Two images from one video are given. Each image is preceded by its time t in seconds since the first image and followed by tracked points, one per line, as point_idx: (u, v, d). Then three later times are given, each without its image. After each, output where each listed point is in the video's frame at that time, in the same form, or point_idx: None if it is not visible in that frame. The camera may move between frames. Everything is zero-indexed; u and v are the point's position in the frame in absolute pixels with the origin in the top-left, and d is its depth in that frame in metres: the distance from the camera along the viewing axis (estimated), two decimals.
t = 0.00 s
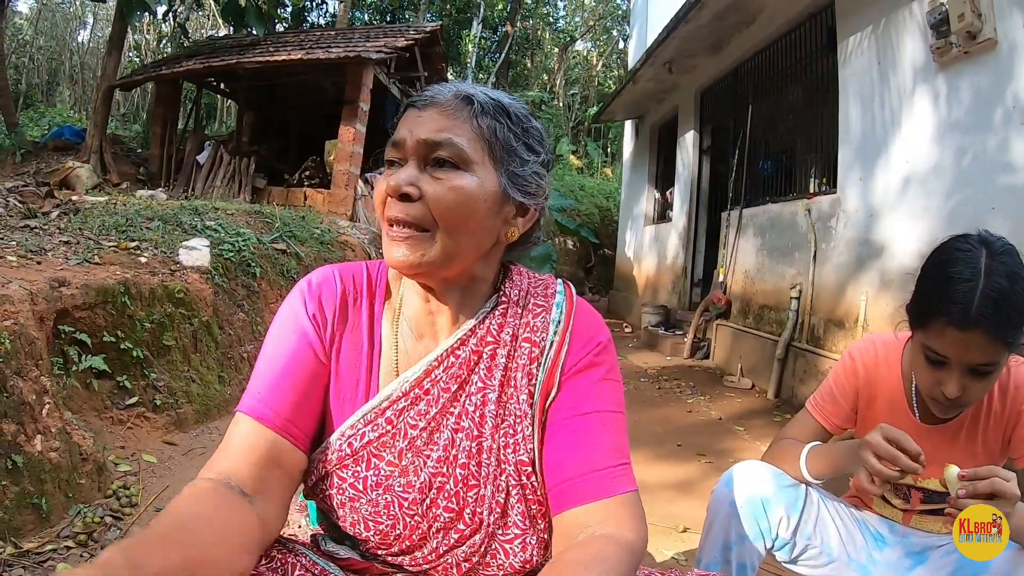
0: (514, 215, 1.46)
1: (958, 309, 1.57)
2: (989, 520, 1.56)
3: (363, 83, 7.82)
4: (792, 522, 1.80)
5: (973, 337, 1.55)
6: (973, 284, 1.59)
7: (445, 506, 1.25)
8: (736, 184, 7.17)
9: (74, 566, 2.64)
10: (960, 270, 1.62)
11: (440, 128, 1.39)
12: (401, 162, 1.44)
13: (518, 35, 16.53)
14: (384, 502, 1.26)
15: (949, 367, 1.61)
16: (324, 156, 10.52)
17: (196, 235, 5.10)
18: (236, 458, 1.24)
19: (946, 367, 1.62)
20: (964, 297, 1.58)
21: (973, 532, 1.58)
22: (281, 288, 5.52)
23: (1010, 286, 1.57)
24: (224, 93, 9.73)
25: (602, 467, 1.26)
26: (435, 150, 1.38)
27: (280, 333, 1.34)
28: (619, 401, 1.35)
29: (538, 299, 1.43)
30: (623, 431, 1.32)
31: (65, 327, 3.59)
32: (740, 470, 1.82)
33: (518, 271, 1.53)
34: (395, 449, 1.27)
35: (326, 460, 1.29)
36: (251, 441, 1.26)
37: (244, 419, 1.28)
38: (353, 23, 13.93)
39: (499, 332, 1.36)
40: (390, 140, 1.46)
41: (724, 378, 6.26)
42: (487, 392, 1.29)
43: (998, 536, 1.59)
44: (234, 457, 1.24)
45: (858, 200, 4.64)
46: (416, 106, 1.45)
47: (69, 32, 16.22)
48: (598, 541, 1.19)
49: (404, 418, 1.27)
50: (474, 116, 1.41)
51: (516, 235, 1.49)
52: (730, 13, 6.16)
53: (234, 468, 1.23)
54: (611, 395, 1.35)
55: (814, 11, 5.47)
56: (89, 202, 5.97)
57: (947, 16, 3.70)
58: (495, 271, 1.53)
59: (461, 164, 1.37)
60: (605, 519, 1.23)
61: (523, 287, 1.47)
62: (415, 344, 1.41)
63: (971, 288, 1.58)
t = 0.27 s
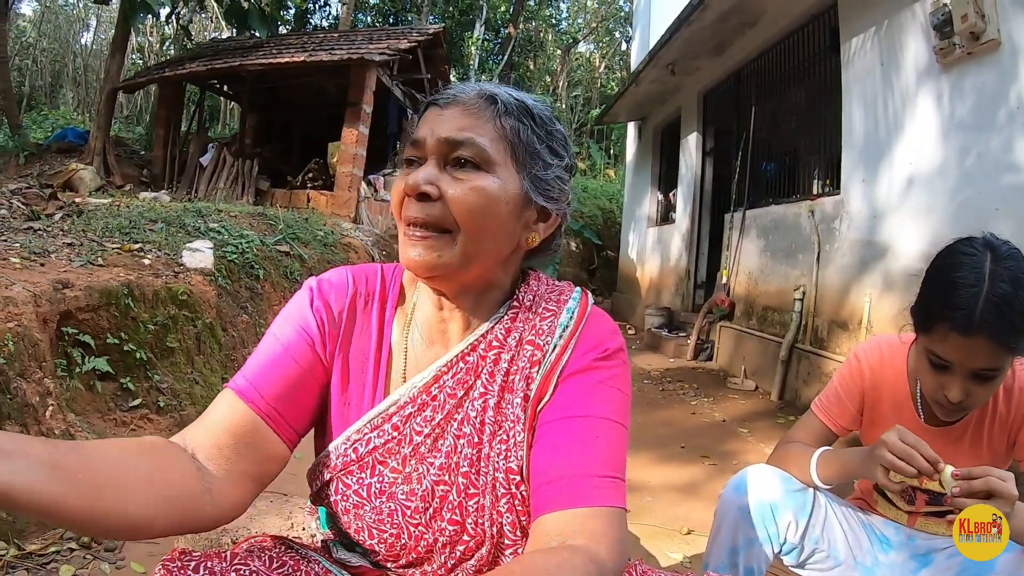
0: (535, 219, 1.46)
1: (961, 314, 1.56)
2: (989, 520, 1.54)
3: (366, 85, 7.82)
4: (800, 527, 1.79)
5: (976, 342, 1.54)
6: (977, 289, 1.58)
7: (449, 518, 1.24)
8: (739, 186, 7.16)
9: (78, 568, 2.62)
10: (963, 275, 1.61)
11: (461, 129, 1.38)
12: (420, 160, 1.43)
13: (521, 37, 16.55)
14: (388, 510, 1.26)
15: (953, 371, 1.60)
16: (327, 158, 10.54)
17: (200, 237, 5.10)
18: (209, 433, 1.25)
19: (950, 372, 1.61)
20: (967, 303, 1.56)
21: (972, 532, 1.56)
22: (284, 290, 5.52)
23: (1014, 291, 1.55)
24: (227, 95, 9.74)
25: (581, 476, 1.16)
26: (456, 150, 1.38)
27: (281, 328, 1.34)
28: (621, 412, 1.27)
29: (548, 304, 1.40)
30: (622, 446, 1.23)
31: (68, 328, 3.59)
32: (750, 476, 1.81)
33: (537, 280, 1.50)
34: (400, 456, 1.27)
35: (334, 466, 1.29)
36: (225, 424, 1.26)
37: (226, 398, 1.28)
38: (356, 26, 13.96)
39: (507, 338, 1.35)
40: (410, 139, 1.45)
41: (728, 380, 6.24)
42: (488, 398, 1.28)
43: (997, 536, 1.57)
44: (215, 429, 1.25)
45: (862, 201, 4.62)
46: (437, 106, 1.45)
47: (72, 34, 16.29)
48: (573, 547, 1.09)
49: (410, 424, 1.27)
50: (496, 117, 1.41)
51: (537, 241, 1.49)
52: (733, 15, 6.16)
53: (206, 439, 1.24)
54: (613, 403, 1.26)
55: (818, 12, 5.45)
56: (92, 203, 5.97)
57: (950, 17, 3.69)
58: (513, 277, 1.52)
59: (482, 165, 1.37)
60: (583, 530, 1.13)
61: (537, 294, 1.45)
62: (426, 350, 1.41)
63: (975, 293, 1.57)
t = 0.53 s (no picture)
0: (535, 224, 1.47)
1: (965, 320, 1.56)
2: (989, 520, 1.54)
3: (368, 86, 7.82)
4: (806, 528, 1.78)
5: (980, 349, 1.54)
6: (981, 295, 1.57)
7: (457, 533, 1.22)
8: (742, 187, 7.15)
9: (81, 570, 2.63)
10: (967, 280, 1.60)
11: (473, 125, 1.38)
12: (425, 157, 1.41)
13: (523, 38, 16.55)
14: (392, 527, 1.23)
15: (957, 376, 1.60)
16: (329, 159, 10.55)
17: (203, 239, 5.11)
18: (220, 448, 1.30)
19: (954, 376, 1.60)
20: (971, 308, 1.56)
21: (973, 533, 1.57)
22: (287, 291, 5.52)
23: (1018, 297, 1.54)
24: (230, 96, 9.76)
25: (666, 465, 1.26)
26: (467, 148, 1.37)
27: (267, 353, 1.32)
28: (663, 391, 1.35)
29: (549, 308, 1.43)
30: (677, 417, 1.32)
31: (71, 330, 3.59)
32: (755, 477, 1.80)
33: (529, 278, 1.53)
34: (405, 471, 1.25)
35: (332, 483, 1.26)
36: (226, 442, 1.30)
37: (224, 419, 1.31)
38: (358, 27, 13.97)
39: (512, 350, 1.36)
40: (412, 133, 1.43)
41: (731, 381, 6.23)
42: (502, 411, 1.28)
43: (998, 536, 1.57)
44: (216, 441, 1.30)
45: (865, 203, 4.61)
46: (445, 100, 1.43)
47: (74, 36, 16.35)
48: (690, 521, 1.20)
49: (410, 437, 1.26)
50: (507, 118, 1.41)
51: (536, 245, 1.50)
52: (735, 16, 6.15)
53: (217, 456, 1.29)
54: (652, 389, 1.34)
55: (821, 13, 5.44)
56: (95, 205, 5.98)
57: (952, 17, 3.68)
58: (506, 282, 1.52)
59: (493, 163, 1.37)
60: (693, 498, 1.24)
61: (534, 296, 1.47)
62: (421, 361, 1.41)
63: (979, 298, 1.56)
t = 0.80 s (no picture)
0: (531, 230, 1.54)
1: (960, 321, 1.55)
2: (989, 521, 1.54)
3: (370, 88, 7.83)
4: (808, 530, 1.78)
5: (975, 350, 1.54)
6: (976, 296, 1.56)
7: (464, 532, 1.22)
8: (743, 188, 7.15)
9: (82, 572, 2.64)
10: (962, 281, 1.59)
11: (528, 149, 1.39)
12: (471, 172, 1.38)
13: (525, 40, 16.56)
14: (399, 528, 1.23)
15: (953, 377, 1.59)
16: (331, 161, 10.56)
17: (204, 241, 5.11)
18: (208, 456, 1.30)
19: (950, 377, 1.60)
20: (966, 309, 1.55)
21: (973, 533, 1.57)
22: (289, 293, 5.52)
23: (1013, 297, 1.53)
24: (231, 98, 9.77)
25: (658, 473, 1.32)
26: (519, 172, 1.38)
27: (266, 358, 1.34)
28: (654, 400, 1.40)
29: (552, 316, 1.42)
30: (667, 430, 1.38)
31: (73, 332, 3.61)
32: (756, 479, 1.81)
33: (526, 285, 1.53)
34: (412, 474, 1.25)
35: (341, 484, 1.26)
36: (218, 449, 1.30)
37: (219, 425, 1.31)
38: (360, 30, 14.00)
39: (517, 353, 1.35)
40: (459, 146, 1.37)
41: (732, 382, 6.23)
42: (510, 415, 1.28)
43: (998, 537, 1.57)
44: (205, 450, 1.30)
45: (867, 203, 4.60)
46: (490, 114, 1.40)
47: (76, 38, 16.42)
48: (677, 529, 1.28)
49: (416, 439, 1.26)
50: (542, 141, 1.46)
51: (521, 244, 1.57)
52: (737, 16, 6.15)
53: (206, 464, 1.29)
54: (646, 398, 1.39)
55: (823, 13, 5.43)
56: (97, 208, 5.99)
57: (954, 18, 3.68)
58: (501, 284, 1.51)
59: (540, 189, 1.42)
60: (678, 507, 1.32)
61: (533, 303, 1.46)
62: (426, 363, 1.42)
63: (974, 299, 1.56)
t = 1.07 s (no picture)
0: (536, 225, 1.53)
1: (954, 313, 1.55)
2: (989, 521, 1.55)
3: (370, 90, 7.84)
4: (805, 528, 1.77)
5: (970, 342, 1.54)
6: (970, 288, 1.56)
7: (466, 529, 1.22)
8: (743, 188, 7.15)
9: (82, 574, 2.63)
10: (957, 274, 1.59)
11: (540, 156, 1.40)
12: (483, 178, 1.38)
13: (525, 42, 16.58)
14: (403, 525, 1.23)
15: (949, 369, 1.59)
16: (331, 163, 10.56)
17: (204, 243, 5.11)
18: (219, 460, 1.31)
19: (947, 370, 1.60)
20: (961, 301, 1.55)
21: (973, 533, 1.58)
22: (289, 294, 5.52)
23: (1007, 288, 1.53)
24: (231, 100, 9.78)
25: (652, 477, 1.32)
26: (530, 179, 1.39)
27: (271, 362, 1.34)
28: (653, 403, 1.40)
29: (554, 315, 1.41)
30: (664, 434, 1.38)
31: (73, 334, 3.61)
32: (752, 477, 1.80)
33: (527, 286, 1.53)
34: (416, 472, 1.25)
35: (345, 481, 1.27)
36: (227, 456, 1.31)
37: (228, 431, 1.32)
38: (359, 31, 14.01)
39: (519, 351, 1.35)
40: (475, 151, 1.36)
41: (733, 383, 6.23)
42: (512, 413, 1.28)
43: (998, 537, 1.57)
44: (215, 459, 1.31)
45: (867, 203, 4.60)
46: (505, 120, 1.40)
47: (76, 41, 16.44)
48: (667, 533, 1.27)
49: (418, 437, 1.26)
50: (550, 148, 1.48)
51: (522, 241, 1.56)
52: (736, 17, 6.15)
53: (213, 468, 1.31)
54: (645, 400, 1.39)
55: (822, 14, 5.44)
56: (97, 210, 5.99)
57: (952, 17, 3.68)
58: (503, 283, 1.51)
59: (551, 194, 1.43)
60: (667, 510, 1.31)
61: (535, 303, 1.45)
62: (431, 361, 1.41)
63: (969, 291, 1.56)
